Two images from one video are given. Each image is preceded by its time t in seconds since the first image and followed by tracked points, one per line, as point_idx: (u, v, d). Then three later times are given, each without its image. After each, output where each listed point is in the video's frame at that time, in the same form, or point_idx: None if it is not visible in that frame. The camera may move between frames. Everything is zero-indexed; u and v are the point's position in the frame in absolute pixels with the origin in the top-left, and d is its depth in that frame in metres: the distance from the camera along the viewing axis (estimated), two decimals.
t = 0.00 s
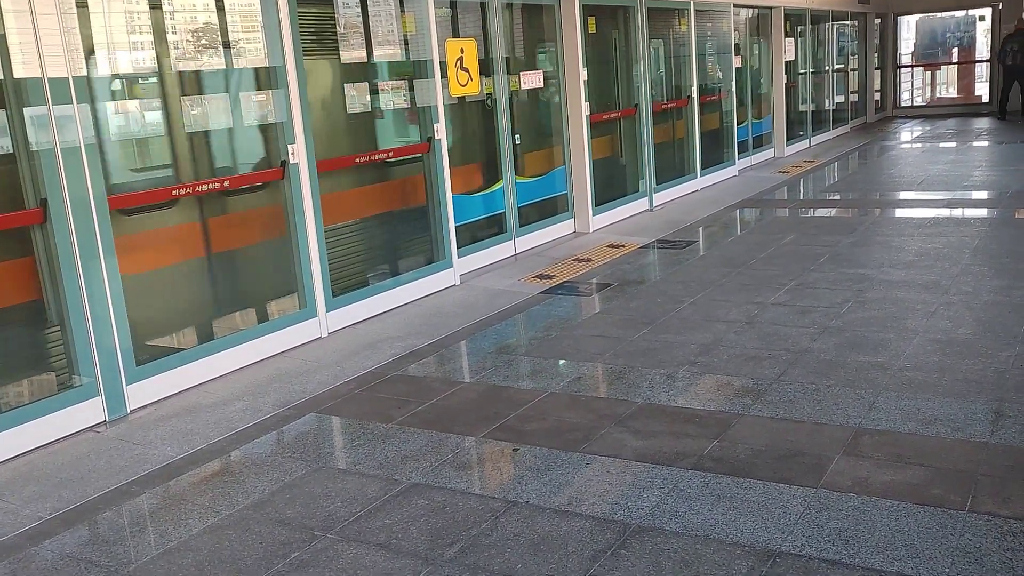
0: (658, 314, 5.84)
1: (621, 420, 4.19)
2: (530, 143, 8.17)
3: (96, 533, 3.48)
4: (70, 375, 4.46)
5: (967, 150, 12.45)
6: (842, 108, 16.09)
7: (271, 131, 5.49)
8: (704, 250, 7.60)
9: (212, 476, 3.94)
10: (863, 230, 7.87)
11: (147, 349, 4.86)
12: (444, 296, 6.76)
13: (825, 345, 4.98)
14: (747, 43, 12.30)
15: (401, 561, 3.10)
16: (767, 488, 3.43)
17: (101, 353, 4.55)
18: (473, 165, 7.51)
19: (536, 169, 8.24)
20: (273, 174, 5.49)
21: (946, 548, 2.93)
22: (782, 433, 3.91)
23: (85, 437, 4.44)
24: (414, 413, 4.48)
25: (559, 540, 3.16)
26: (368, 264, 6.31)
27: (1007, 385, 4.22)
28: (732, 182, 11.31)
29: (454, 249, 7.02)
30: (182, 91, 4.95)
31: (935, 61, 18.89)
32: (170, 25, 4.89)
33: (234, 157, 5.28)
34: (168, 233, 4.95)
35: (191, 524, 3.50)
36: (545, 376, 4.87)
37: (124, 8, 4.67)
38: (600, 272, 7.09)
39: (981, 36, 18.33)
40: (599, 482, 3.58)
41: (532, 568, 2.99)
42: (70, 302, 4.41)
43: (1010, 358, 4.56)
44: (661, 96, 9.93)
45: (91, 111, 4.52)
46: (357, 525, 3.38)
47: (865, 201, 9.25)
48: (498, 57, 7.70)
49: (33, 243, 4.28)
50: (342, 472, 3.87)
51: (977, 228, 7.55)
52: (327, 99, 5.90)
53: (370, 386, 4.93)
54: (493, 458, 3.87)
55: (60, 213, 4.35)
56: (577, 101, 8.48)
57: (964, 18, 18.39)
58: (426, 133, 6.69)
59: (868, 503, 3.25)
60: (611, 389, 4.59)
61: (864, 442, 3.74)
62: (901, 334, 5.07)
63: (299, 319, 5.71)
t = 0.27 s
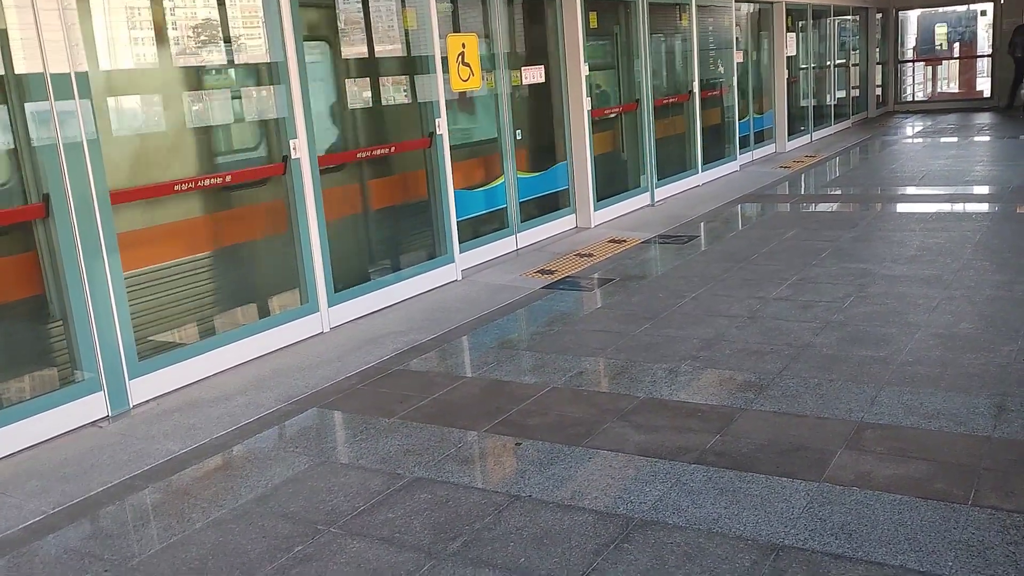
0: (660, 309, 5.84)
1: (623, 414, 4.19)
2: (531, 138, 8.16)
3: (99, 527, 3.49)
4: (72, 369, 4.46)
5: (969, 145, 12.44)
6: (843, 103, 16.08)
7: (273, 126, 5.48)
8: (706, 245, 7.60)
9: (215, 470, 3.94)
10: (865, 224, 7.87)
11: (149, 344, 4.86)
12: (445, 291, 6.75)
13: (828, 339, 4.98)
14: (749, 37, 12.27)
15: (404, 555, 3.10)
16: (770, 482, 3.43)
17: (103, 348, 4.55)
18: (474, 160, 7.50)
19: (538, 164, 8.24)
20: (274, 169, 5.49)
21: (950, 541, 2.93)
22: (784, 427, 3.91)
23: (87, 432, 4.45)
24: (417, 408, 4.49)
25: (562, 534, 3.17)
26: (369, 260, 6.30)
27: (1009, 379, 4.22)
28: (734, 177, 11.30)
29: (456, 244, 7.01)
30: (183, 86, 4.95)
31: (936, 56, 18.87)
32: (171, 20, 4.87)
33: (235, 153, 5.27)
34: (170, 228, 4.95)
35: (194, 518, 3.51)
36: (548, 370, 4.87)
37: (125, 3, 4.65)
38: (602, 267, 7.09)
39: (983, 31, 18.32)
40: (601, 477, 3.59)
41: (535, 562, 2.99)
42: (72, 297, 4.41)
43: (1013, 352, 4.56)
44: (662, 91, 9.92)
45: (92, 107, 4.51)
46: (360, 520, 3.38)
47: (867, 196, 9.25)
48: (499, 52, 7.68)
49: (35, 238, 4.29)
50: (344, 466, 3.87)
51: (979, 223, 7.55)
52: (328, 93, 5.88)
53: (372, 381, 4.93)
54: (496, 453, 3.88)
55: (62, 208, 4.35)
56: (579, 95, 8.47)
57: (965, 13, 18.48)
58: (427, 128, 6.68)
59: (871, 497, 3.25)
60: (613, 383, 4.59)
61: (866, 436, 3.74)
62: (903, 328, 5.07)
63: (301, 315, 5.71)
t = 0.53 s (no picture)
0: (660, 303, 5.83)
1: (623, 408, 4.19)
2: (531, 132, 8.15)
3: (98, 521, 3.49)
4: (72, 363, 4.46)
5: (969, 139, 12.42)
6: (843, 97, 16.05)
7: (272, 120, 5.47)
8: (706, 239, 7.59)
9: (215, 464, 3.94)
10: (865, 219, 7.86)
11: (149, 338, 4.85)
12: (445, 285, 6.75)
13: (828, 334, 4.98)
14: (749, 31, 12.24)
15: (404, 549, 3.10)
16: (770, 476, 3.43)
17: (103, 342, 4.54)
18: (474, 154, 7.49)
19: (537, 158, 8.22)
20: (274, 163, 5.48)
21: (950, 535, 2.93)
22: (784, 421, 3.91)
23: (86, 426, 4.44)
24: (417, 402, 4.48)
25: (562, 528, 3.16)
26: (369, 254, 6.30)
27: (1009, 373, 4.22)
28: (734, 171, 11.29)
29: (455, 238, 7.00)
30: (182, 80, 4.93)
31: (937, 51, 18.85)
32: (169, 14, 4.86)
33: (235, 146, 5.26)
34: (170, 222, 4.94)
35: (194, 511, 3.51)
36: (547, 364, 4.87)
37: None
38: (602, 261, 7.08)
39: (983, 25, 18.30)
40: (601, 470, 3.58)
41: (535, 556, 2.99)
42: (71, 291, 4.41)
43: (1013, 347, 4.56)
44: (662, 85, 9.90)
45: (91, 100, 4.50)
46: (360, 513, 3.38)
47: (867, 190, 9.24)
48: (499, 46, 7.66)
49: (35, 232, 4.28)
50: (344, 460, 3.87)
51: (979, 217, 7.54)
52: (328, 87, 5.86)
53: (371, 374, 4.93)
54: (495, 447, 3.88)
55: (61, 202, 4.34)
56: (579, 90, 8.45)
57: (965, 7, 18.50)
58: (427, 122, 6.67)
59: (871, 491, 3.25)
60: (613, 377, 4.59)
61: (867, 431, 3.74)
62: (903, 322, 5.07)
63: (301, 309, 5.70)
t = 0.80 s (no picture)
0: (657, 296, 5.84)
1: (620, 400, 4.19)
2: (529, 124, 8.14)
3: (95, 513, 3.49)
4: (68, 356, 4.45)
5: (968, 132, 12.42)
6: (842, 90, 16.04)
7: (269, 112, 5.46)
8: (704, 232, 7.58)
9: (212, 456, 3.94)
10: (863, 211, 7.85)
11: (146, 331, 4.86)
12: (442, 278, 6.74)
13: (824, 326, 4.98)
14: (747, 24, 12.22)
15: (400, 541, 3.10)
16: (765, 468, 3.44)
17: (100, 335, 4.54)
18: (471, 146, 7.49)
19: (535, 150, 8.22)
20: (271, 155, 5.47)
21: (944, 526, 2.94)
22: (780, 413, 3.91)
23: (83, 418, 4.44)
24: (413, 394, 4.49)
25: (558, 520, 3.17)
26: (366, 247, 6.30)
27: (1005, 366, 4.23)
28: (732, 163, 11.28)
29: (453, 230, 6.99)
30: (178, 72, 4.91)
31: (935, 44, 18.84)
32: (166, 6, 4.84)
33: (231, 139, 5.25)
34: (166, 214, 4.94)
35: (191, 503, 3.51)
36: (544, 357, 4.87)
37: None
38: (599, 254, 7.08)
39: (982, 18, 18.30)
40: (597, 462, 3.59)
41: (531, 548, 3.00)
42: (68, 283, 4.40)
43: (1009, 339, 4.56)
44: (660, 77, 9.89)
45: (87, 93, 4.49)
46: (356, 505, 3.39)
47: (864, 182, 9.24)
48: (496, 38, 7.64)
49: (31, 224, 4.28)
50: (341, 452, 3.88)
51: (977, 210, 7.55)
52: (325, 79, 5.85)
53: (368, 367, 4.93)
54: (492, 439, 3.88)
55: (58, 194, 4.33)
56: (577, 82, 8.42)
57: None
58: (424, 114, 6.65)
59: (866, 483, 3.26)
60: (610, 370, 4.59)
61: (862, 423, 3.75)
62: (900, 315, 5.07)
63: (299, 301, 5.71)
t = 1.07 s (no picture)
0: (659, 284, 5.83)
1: (623, 388, 4.19)
2: (530, 112, 8.11)
3: (98, 500, 3.49)
4: (71, 343, 4.47)
5: (970, 120, 12.38)
6: (843, 79, 15.99)
7: (270, 100, 5.44)
8: (706, 220, 7.57)
9: (215, 443, 3.94)
10: (865, 200, 7.84)
11: (149, 317, 4.87)
12: (445, 266, 6.72)
13: (827, 314, 4.98)
14: (749, 12, 12.17)
15: (405, 528, 3.11)
16: (770, 455, 3.43)
17: (102, 322, 4.53)
18: (472, 134, 7.47)
19: (536, 138, 8.19)
20: (272, 142, 5.44)
21: (949, 513, 2.94)
22: (784, 400, 3.91)
23: (86, 406, 4.45)
24: (416, 382, 4.48)
25: (562, 507, 3.17)
26: (368, 235, 6.29)
27: (1009, 354, 4.23)
28: (733, 152, 11.25)
29: (455, 218, 6.96)
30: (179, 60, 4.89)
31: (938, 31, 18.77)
32: None
33: (233, 127, 5.23)
34: (168, 201, 4.94)
35: (194, 490, 3.51)
36: (547, 345, 4.86)
37: None
38: (601, 242, 7.07)
39: (984, 6, 18.23)
40: (601, 450, 3.59)
41: (535, 534, 3.00)
42: (70, 270, 4.39)
43: (1012, 327, 4.56)
44: (661, 65, 9.85)
45: (89, 81, 4.47)
46: (360, 492, 3.39)
47: (866, 171, 9.22)
48: (497, 25, 7.60)
49: (33, 212, 4.27)
50: (344, 439, 3.88)
51: (980, 198, 7.53)
52: (327, 67, 5.82)
53: (371, 354, 4.93)
54: (495, 426, 3.88)
55: (59, 181, 4.32)
56: (578, 70, 8.39)
57: None
58: (426, 102, 6.63)
59: (870, 470, 3.26)
60: (613, 357, 4.59)
61: (867, 410, 3.75)
62: (903, 303, 5.07)
63: (301, 289, 5.69)
